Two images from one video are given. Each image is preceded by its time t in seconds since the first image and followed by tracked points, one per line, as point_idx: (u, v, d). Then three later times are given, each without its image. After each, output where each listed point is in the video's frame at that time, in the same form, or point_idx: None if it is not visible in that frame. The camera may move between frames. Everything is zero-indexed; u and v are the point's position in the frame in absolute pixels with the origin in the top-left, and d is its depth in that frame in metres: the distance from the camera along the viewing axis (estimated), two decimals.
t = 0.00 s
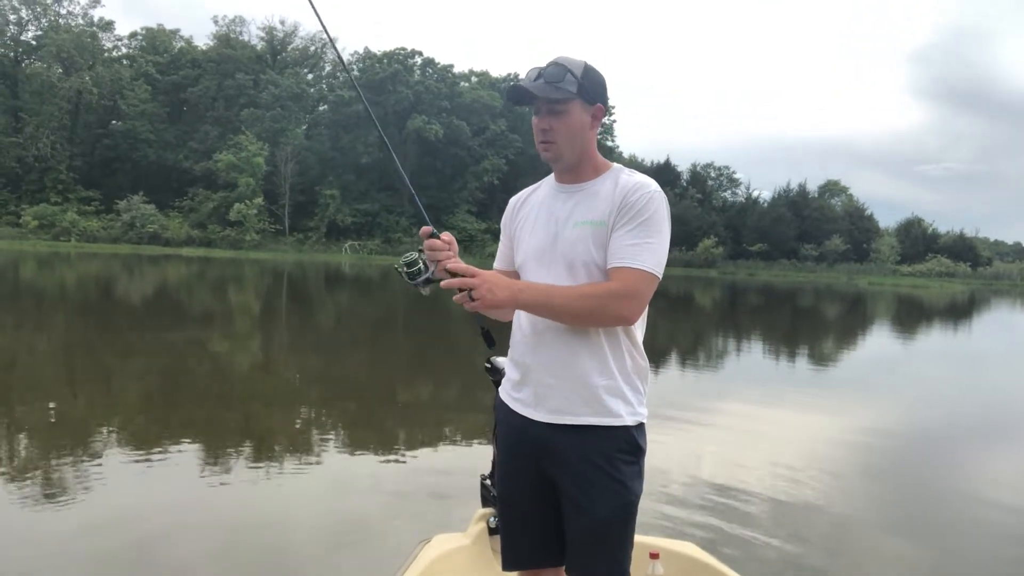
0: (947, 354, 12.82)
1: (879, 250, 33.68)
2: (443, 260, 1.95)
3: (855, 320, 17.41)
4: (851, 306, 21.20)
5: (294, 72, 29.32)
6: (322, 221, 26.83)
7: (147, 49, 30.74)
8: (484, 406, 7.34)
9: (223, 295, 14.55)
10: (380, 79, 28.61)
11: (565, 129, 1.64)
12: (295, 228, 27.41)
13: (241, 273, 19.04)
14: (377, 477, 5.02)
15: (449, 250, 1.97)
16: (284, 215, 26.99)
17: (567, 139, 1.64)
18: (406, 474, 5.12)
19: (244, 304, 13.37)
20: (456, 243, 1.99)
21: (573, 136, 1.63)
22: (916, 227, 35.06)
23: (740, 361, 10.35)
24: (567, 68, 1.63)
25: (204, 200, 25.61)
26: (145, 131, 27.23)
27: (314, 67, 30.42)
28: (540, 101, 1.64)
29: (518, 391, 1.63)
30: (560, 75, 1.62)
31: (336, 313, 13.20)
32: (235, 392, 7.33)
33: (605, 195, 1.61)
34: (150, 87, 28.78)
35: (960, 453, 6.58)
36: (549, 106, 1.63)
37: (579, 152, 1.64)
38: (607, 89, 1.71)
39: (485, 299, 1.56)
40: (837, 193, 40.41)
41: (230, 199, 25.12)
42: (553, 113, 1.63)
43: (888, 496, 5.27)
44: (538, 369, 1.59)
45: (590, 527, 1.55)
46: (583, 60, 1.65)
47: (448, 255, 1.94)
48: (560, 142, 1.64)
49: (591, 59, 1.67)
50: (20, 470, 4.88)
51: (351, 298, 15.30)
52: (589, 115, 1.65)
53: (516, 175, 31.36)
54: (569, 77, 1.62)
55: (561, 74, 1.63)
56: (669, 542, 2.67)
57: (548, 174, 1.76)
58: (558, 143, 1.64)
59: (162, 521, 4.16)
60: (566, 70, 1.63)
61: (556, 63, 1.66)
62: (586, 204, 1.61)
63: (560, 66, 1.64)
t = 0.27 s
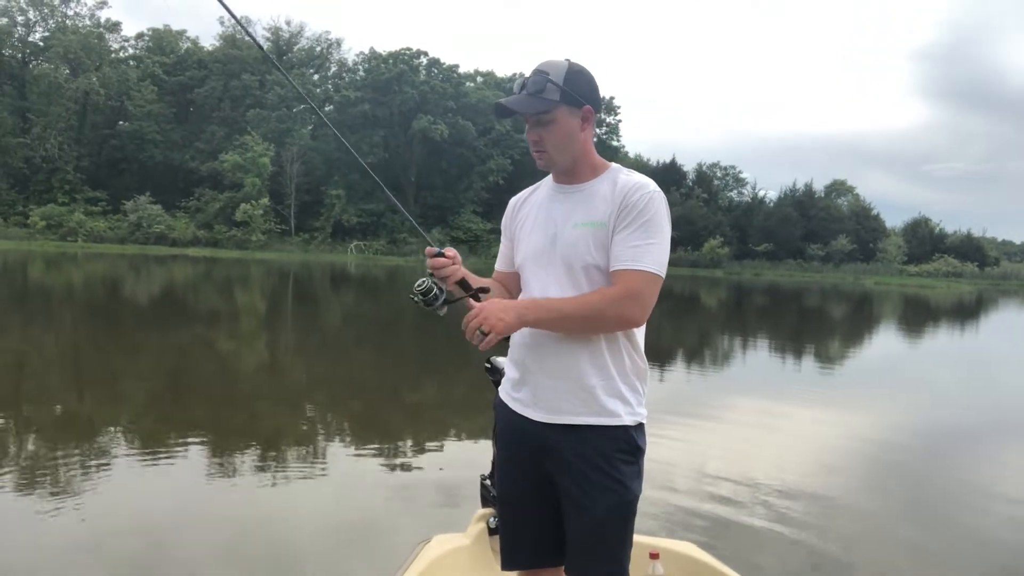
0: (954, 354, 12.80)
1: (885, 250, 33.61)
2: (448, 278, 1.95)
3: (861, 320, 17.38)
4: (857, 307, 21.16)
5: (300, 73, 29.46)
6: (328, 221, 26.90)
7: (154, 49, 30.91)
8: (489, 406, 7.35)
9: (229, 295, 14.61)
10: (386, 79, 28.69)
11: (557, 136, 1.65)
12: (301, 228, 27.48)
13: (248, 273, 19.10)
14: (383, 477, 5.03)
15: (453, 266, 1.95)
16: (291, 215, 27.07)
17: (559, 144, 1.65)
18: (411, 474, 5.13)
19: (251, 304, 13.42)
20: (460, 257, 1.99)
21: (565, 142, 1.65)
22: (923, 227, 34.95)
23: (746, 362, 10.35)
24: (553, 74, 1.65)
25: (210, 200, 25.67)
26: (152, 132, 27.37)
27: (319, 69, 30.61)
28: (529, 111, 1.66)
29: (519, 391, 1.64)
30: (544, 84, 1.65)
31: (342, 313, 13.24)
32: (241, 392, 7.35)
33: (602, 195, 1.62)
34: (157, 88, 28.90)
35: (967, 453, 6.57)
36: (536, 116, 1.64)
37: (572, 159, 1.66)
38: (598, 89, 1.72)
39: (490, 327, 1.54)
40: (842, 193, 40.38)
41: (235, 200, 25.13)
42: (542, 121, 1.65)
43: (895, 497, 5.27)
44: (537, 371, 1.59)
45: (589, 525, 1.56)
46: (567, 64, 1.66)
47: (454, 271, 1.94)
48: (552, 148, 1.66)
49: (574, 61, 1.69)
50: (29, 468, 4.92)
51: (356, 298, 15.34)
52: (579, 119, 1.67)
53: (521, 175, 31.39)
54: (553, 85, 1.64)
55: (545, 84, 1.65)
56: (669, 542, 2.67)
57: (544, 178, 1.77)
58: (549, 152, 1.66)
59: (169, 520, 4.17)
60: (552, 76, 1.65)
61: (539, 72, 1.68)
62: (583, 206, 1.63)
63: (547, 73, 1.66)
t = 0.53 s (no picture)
0: (962, 353, 12.74)
1: (892, 249, 33.50)
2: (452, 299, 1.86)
3: (867, 319, 17.32)
4: (864, 306, 21.09)
5: (305, 73, 29.50)
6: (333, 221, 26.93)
7: (160, 50, 31.02)
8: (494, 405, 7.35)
9: (235, 294, 14.63)
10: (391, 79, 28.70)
11: (558, 135, 1.65)
12: (307, 228, 27.52)
13: (253, 272, 19.13)
14: (388, 476, 5.04)
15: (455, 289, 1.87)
16: (296, 215, 27.10)
17: (560, 143, 1.65)
18: (416, 473, 5.14)
19: (256, 304, 13.42)
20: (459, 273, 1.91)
21: (566, 141, 1.65)
22: (930, 225, 34.79)
23: (752, 361, 10.33)
24: (554, 72, 1.65)
25: (216, 200, 25.70)
26: (158, 132, 27.43)
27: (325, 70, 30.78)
28: (530, 109, 1.66)
29: (519, 392, 1.64)
30: (546, 81, 1.65)
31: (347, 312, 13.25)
32: (247, 392, 7.36)
33: (602, 195, 1.62)
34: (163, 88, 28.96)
35: (974, 453, 6.55)
36: (538, 115, 1.65)
37: (573, 157, 1.66)
38: (597, 88, 1.72)
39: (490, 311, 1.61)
40: (849, 192, 40.25)
41: (241, 200, 25.08)
42: (542, 121, 1.65)
43: (901, 496, 5.26)
44: (537, 372, 1.60)
45: (590, 525, 1.56)
46: (568, 62, 1.67)
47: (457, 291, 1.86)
48: (553, 146, 1.66)
49: (575, 58, 1.69)
50: (36, 468, 4.94)
51: (362, 297, 15.36)
52: (580, 117, 1.67)
53: (526, 175, 31.38)
54: (555, 83, 1.65)
55: (547, 81, 1.65)
56: (669, 541, 2.67)
57: (543, 177, 1.77)
58: (550, 150, 1.66)
59: (176, 520, 4.19)
60: (553, 74, 1.65)
61: (541, 68, 1.68)
62: (583, 205, 1.63)
63: (548, 71, 1.66)
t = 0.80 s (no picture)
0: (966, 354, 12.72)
1: (896, 249, 33.44)
2: (451, 302, 1.87)
3: (872, 320, 17.30)
4: (869, 306, 21.05)
5: (310, 73, 29.58)
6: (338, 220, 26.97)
7: (165, 50, 31.13)
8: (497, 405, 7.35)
9: (239, 294, 14.67)
10: (395, 78, 28.75)
11: (554, 137, 1.65)
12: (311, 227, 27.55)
13: (257, 272, 19.15)
14: (392, 476, 5.05)
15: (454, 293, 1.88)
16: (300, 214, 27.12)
17: (559, 144, 1.65)
18: (420, 473, 5.15)
19: (261, 303, 13.47)
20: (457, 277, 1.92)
21: (565, 142, 1.65)
22: (934, 226, 34.69)
23: (756, 361, 10.32)
24: (553, 72, 1.65)
25: (220, 200, 25.74)
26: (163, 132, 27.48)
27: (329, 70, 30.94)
28: (529, 109, 1.66)
29: (516, 393, 1.64)
30: (546, 81, 1.65)
31: (350, 312, 13.27)
32: (251, 391, 7.37)
33: (600, 196, 1.62)
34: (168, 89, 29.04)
35: (979, 454, 6.55)
36: (537, 116, 1.64)
37: (571, 157, 1.66)
38: (595, 87, 1.72)
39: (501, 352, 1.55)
40: (853, 192, 40.18)
41: (245, 199, 25.07)
42: (540, 122, 1.66)
43: (905, 496, 5.26)
44: (535, 372, 1.60)
45: (589, 525, 1.56)
46: (568, 62, 1.67)
47: (455, 292, 1.87)
48: (552, 146, 1.66)
49: (574, 58, 1.70)
50: (42, 468, 4.96)
51: (365, 297, 15.38)
52: (578, 117, 1.67)
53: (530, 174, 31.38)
54: (552, 85, 1.65)
55: (546, 81, 1.65)
56: (669, 540, 2.67)
57: (539, 177, 1.77)
58: (549, 150, 1.66)
59: (180, 520, 4.19)
60: (551, 74, 1.65)
61: (539, 69, 1.69)
62: (582, 205, 1.63)
63: (547, 71, 1.66)
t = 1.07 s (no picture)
0: (973, 363, 12.65)
1: (904, 257, 33.32)
2: (442, 299, 1.87)
3: (878, 327, 17.23)
4: (875, 313, 20.98)
5: (319, 71, 29.62)
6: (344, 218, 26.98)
7: (176, 45, 31.22)
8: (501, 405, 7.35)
9: (245, 290, 14.67)
10: (405, 77, 28.79)
11: (559, 140, 1.65)
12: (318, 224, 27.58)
13: (264, 268, 19.16)
14: (396, 476, 5.05)
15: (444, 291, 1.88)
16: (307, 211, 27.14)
17: (563, 146, 1.65)
18: (423, 472, 5.15)
19: (267, 299, 13.48)
20: (445, 272, 1.93)
21: (570, 144, 1.65)
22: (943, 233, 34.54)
23: (761, 367, 10.30)
24: (558, 74, 1.66)
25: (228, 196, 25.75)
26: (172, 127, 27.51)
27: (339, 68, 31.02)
28: (534, 112, 1.66)
29: (519, 393, 1.64)
30: (552, 84, 1.65)
31: (355, 309, 13.27)
32: (255, 387, 7.38)
33: (606, 197, 1.62)
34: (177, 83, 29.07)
35: (984, 463, 6.53)
36: (541, 119, 1.64)
37: (576, 159, 1.66)
38: (600, 90, 1.73)
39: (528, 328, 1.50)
40: (861, 199, 40.04)
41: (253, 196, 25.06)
42: (544, 125, 1.66)
43: (910, 505, 5.25)
44: (538, 373, 1.59)
45: (591, 525, 1.56)
46: (573, 63, 1.67)
47: (446, 290, 1.88)
48: (556, 149, 1.66)
49: (578, 59, 1.70)
50: (46, 460, 4.96)
51: (371, 295, 15.38)
52: (583, 120, 1.67)
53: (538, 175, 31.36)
54: (557, 87, 1.65)
55: (552, 84, 1.65)
56: (671, 541, 2.66)
57: (542, 179, 1.77)
58: (553, 152, 1.65)
59: (183, 517, 4.19)
60: (557, 76, 1.65)
61: (544, 71, 1.69)
62: (589, 207, 1.63)
63: (552, 72, 1.66)
